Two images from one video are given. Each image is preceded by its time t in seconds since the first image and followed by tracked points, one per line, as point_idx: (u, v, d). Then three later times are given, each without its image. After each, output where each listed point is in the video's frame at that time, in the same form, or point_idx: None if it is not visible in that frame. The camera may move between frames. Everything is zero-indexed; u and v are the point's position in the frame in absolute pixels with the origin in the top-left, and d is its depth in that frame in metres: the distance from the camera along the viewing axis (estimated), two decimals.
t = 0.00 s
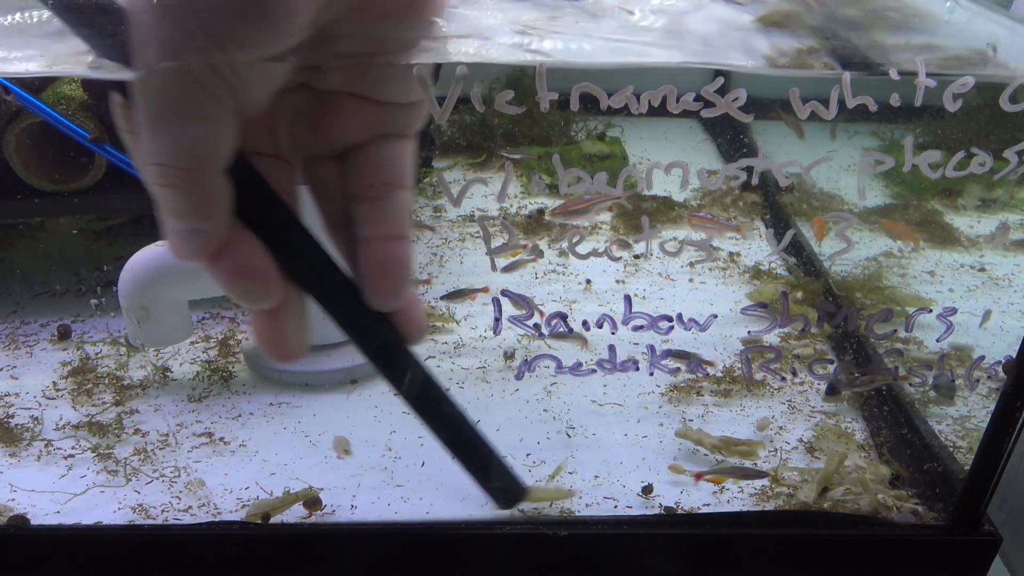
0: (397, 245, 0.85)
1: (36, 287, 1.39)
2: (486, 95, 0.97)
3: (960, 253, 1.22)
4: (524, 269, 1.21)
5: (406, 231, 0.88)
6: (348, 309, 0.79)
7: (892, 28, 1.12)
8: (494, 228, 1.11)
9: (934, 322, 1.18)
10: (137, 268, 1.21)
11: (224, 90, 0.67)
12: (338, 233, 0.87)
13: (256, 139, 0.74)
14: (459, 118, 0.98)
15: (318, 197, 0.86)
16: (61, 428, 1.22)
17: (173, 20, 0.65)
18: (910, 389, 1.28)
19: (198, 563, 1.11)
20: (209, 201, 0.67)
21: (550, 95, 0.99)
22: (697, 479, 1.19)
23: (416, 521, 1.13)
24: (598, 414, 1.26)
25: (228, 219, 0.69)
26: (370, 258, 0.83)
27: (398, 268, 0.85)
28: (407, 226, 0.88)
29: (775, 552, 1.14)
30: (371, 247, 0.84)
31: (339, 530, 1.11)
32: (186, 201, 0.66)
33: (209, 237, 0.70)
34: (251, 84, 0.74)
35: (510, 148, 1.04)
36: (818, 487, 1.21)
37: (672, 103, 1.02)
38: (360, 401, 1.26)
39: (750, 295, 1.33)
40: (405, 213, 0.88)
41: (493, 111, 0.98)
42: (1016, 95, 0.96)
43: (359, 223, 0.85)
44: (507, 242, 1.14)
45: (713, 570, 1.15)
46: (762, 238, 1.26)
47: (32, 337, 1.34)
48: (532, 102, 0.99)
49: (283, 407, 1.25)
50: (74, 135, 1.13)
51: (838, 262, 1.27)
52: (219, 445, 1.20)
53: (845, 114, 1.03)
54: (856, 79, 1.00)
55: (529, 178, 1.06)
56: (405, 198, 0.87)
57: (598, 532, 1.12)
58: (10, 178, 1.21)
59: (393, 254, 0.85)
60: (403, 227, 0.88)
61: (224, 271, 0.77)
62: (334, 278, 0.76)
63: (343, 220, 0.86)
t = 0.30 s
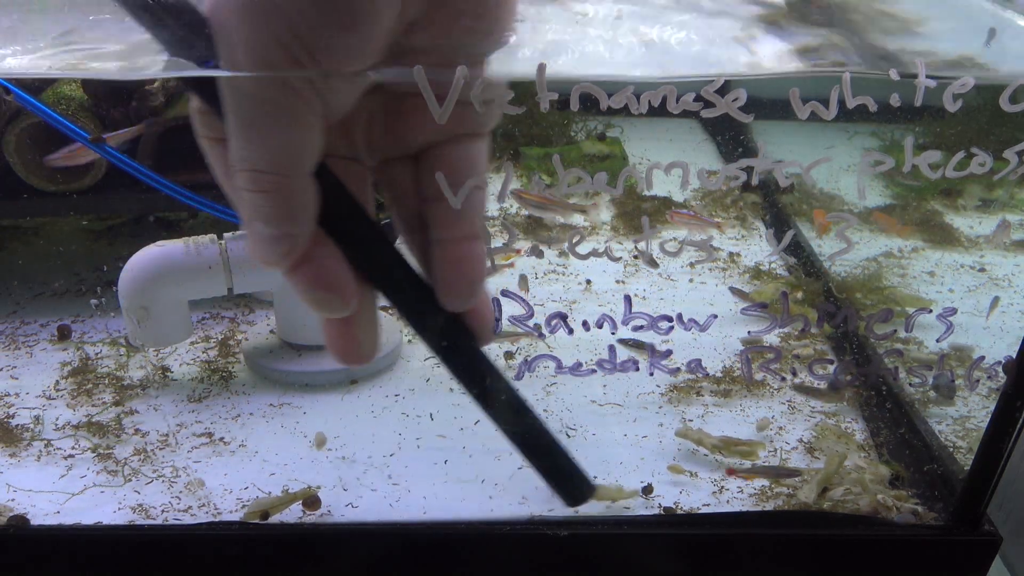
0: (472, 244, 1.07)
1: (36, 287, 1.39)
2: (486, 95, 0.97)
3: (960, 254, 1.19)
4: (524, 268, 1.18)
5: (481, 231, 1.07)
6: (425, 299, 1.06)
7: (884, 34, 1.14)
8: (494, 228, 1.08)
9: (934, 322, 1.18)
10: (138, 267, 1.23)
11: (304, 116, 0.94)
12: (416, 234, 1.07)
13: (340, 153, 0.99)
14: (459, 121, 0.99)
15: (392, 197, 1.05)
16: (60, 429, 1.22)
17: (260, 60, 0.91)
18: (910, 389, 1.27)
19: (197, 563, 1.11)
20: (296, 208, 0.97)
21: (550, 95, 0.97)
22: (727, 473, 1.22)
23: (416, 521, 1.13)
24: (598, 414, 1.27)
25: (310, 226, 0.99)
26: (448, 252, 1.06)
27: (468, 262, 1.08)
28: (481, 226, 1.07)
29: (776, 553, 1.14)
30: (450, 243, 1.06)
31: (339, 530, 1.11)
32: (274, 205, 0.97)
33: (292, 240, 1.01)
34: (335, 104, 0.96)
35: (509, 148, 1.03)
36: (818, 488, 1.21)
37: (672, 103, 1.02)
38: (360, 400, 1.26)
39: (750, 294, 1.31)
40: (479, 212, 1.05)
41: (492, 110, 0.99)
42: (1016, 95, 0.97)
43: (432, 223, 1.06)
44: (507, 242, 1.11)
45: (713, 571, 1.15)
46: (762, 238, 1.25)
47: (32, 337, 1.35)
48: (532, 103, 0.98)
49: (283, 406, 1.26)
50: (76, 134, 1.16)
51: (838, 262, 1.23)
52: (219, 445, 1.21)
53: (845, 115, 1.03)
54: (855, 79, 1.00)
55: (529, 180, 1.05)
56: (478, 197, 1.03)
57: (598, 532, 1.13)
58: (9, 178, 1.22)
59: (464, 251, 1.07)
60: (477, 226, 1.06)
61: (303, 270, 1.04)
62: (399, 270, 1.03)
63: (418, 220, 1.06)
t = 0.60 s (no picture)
0: (550, 247, 1.10)
1: (36, 287, 1.40)
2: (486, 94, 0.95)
3: (960, 253, 1.23)
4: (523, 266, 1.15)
5: (557, 233, 1.09)
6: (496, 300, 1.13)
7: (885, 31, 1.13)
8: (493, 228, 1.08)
9: (934, 321, 1.16)
10: (138, 267, 1.22)
11: (395, 124, 0.94)
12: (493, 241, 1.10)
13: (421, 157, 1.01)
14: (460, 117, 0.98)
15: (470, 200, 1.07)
16: (60, 429, 1.22)
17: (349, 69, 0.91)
18: (910, 389, 1.26)
19: (197, 563, 1.09)
20: (380, 214, 1.01)
21: (550, 94, 0.97)
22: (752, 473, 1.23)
23: (416, 521, 1.12)
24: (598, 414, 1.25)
25: (394, 231, 1.03)
26: (525, 259, 1.10)
27: (545, 268, 1.12)
28: (558, 228, 1.09)
29: (776, 553, 1.14)
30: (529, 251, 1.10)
31: (340, 530, 1.09)
32: (362, 211, 0.99)
33: (378, 243, 1.04)
34: (422, 110, 0.95)
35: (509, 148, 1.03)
36: (818, 488, 1.21)
37: (672, 103, 0.99)
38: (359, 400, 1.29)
39: (751, 295, 1.30)
40: (556, 215, 1.08)
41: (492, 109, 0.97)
42: (1016, 95, 0.96)
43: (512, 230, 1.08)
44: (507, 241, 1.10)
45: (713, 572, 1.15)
46: (763, 239, 1.24)
47: (33, 337, 1.36)
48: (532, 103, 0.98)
49: (283, 406, 1.28)
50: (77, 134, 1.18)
51: (838, 262, 1.24)
52: (219, 445, 1.21)
53: (845, 115, 1.02)
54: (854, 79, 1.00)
55: (528, 180, 1.04)
56: (554, 200, 1.06)
57: (598, 532, 1.12)
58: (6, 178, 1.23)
59: (542, 257, 1.11)
60: (555, 229, 1.09)
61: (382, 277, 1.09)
62: (472, 272, 1.09)
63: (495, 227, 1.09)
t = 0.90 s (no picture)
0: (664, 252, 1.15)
1: (36, 288, 1.42)
2: (485, 94, 0.95)
3: (960, 254, 1.23)
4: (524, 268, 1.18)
5: (670, 236, 1.15)
6: (614, 305, 1.16)
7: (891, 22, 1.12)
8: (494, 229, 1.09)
9: (935, 322, 1.17)
10: (138, 268, 1.22)
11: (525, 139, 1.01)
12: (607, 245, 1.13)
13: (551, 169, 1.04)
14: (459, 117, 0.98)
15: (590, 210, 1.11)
16: (60, 429, 1.22)
17: (484, 81, 0.95)
18: (910, 389, 1.25)
19: (197, 564, 1.09)
20: (513, 223, 1.06)
21: (550, 95, 0.98)
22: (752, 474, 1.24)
23: (417, 522, 1.12)
24: (598, 413, 1.31)
25: (524, 243, 1.09)
26: (637, 261, 1.14)
27: (656, 268, 1.16)
28: (672, 231, 1.14)
29: (777, 552, 1.13)
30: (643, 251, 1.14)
31: (341, 530, 1.09)
32: (495, 222, 1.06)
33: (508, 254, 1.10)
34: (549, 119, 1.00)
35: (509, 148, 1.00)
36: (812, 489, 1.21)
37: (671, 103, 1.02)
38: (361, 399, 1.30)
39: (750, 295, 1.29)
40: (670, 216, 1.13)
41: (492, 110, 0.97)
42: (1016, 95, 0.96)
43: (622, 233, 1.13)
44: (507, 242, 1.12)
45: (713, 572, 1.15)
46: (763, 239, 1.21)
47: (32, 337, 1.37)
48: (532, 102, 0.98)
49: (283, 406, 1.28)
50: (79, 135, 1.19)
51: (838, 262, 1.24)
52: (219, 445, 1.21)
53: (845, 115, 1.02)
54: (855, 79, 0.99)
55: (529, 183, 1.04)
56: (670, 201, 1.11)
57: (599, 532, 1.12)
58: (7, 178, 1.23)
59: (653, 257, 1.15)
60: (672, 233, 1.14)
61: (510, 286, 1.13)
62: (591, 279, 1.14)
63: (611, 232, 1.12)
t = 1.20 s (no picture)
0: (740, 254, 1.16)
1: (36, 288, 1.40)
2: (486, 93, 0.97)
3: (961, 254, 1.24)
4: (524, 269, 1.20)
5: (746, 239, 1.16)
6: (686, 307, 1.17)
7: (890, 28, 1.13)
8: (494, 228, 1.11)
9: (935, 322, 1.17)
10: (138, 268, 1.22)
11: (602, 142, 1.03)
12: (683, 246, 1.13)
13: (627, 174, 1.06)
14: (460, 118, 1.00)
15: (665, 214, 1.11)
16: (61, 429, 1.23)
17: (560, 85, 0.97)
18: (909, 388, 1.26)
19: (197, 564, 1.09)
20: (588, 226, 1.09)
21: (549, 95, 0.98)
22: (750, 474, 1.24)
23: (416, 522, 1.12)
24: (597, 413, 1.31)
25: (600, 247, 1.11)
26: (714, 265, 1.16)
27: (735, 271, 1.17)
28: (746, 234, 1.15)
29: (777, 552, 1.13)
30: (722, 254, 1.15)
31: (341, 530, 1.09)
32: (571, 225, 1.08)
33: (587, 260, 1.14)
34: (628, 122, 1.03)
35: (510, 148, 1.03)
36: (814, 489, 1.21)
37: (672, 103, 1.02)
38: (361, 398, 1.30)
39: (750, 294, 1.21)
40: (746, 219, 1.14)
41: (494, 109, 0.98)
42: (1016, 95, 0.96)
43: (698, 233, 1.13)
44: (507, 242, 1.13)
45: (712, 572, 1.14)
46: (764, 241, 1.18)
47: (33, 337, 1.36)
48: (532, 101, 0.98)
49: (283, 406, 1.28)
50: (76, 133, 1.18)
51: (838, 262, 1.23)
52: (219, 445, 1.21)
53: (845, 114, 1.01)
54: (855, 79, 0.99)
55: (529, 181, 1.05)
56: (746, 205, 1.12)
57: (598, 532, 1.12)
58: (7, 179, 1.22)
59: (733, 260, 1.16)
60: (745, 235, 1.15)
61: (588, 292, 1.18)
62: (668, 283, 1.15)
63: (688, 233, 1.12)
